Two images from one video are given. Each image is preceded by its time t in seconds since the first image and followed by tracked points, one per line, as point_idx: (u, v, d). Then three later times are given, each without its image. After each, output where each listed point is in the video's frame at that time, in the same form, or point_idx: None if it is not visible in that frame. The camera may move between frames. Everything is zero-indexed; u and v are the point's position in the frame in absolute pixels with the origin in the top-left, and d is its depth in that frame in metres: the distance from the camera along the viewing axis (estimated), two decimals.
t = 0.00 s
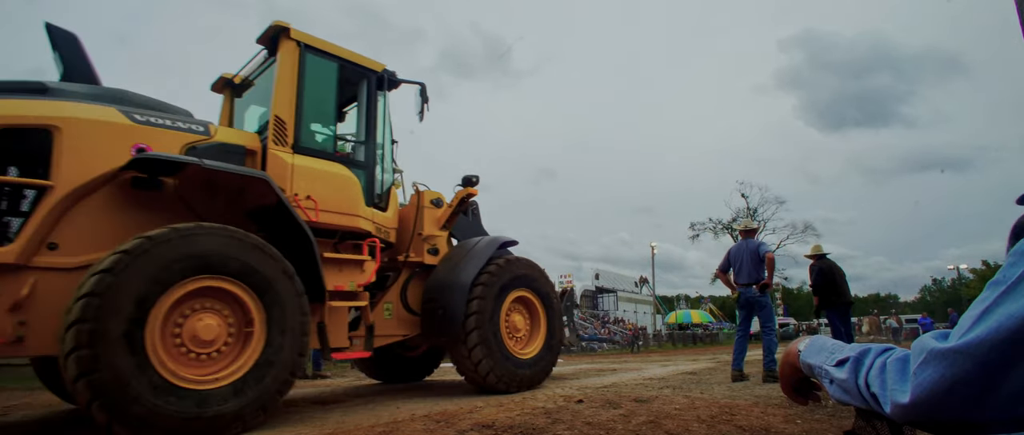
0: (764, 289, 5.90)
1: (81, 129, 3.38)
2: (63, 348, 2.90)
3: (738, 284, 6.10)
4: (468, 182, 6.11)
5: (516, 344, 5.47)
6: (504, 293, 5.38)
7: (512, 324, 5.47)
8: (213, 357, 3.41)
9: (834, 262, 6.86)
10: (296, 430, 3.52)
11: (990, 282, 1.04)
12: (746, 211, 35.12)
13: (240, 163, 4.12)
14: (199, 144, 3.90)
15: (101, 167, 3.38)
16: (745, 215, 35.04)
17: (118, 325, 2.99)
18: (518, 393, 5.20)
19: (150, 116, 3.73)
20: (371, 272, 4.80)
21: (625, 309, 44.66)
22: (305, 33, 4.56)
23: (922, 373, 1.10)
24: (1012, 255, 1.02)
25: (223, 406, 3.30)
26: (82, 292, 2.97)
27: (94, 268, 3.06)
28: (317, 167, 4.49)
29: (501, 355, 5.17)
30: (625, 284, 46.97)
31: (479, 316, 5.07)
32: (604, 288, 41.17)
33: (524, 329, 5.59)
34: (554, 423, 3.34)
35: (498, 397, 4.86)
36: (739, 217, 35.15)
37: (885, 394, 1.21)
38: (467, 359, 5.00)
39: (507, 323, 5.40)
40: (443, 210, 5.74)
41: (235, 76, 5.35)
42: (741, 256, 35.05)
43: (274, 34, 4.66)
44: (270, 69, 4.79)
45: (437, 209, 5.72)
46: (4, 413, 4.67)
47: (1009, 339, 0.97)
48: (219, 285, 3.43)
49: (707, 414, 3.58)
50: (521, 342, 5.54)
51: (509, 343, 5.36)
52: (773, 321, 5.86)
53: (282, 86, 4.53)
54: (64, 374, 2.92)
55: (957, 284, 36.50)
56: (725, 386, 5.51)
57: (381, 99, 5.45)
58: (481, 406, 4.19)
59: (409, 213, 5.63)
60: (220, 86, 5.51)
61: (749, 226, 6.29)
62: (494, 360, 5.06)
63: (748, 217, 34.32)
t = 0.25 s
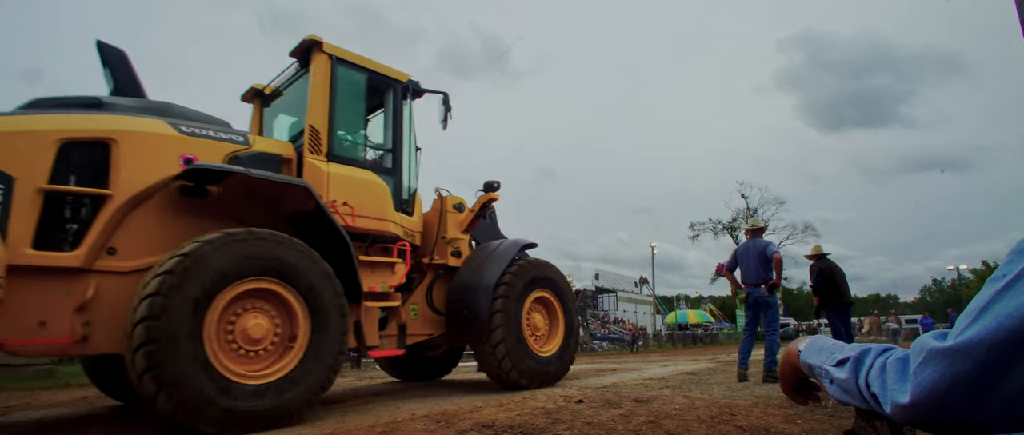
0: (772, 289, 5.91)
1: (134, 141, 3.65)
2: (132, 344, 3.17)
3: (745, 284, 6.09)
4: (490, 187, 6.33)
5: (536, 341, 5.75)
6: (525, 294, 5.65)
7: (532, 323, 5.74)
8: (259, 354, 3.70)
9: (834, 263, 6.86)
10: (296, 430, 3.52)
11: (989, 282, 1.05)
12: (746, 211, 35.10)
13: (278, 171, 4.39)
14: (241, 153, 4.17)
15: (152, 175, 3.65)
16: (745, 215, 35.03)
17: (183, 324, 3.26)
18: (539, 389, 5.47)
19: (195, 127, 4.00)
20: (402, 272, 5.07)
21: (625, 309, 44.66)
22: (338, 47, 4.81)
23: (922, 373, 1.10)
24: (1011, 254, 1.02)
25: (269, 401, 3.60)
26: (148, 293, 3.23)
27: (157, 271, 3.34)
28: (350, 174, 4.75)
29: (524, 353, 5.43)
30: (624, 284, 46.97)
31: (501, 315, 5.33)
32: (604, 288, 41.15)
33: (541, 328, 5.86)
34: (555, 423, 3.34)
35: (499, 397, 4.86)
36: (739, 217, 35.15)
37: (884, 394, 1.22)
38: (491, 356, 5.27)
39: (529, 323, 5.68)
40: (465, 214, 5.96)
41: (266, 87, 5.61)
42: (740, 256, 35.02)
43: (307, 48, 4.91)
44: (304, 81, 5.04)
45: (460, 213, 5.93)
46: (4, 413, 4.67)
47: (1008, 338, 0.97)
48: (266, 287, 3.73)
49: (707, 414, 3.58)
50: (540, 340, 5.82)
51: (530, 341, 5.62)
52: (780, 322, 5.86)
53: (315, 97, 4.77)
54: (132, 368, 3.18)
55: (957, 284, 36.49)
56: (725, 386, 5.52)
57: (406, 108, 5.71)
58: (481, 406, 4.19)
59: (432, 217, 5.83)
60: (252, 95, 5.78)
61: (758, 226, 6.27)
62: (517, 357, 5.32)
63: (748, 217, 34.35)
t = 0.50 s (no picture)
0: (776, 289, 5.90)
1: (188, 150, 3.89)
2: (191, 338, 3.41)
3: (749, 284, 6.08)
4: (512, 194, 6.60)
5: (555, 340, 6.04)
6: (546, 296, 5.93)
7: (552, 323, 6.03)
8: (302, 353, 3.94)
9: (834, 263, 6.86)
10: (296, 429, 3.51)
11: (989, 282, 1.05)
12: (746, 211, 35.08)
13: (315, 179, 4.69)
14: (282, 161, 4.46)
15: (206, 183, 3.91)
16: (745, 214, 35.02)
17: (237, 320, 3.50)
18: (558, 386, 5.75)
19: (239, 137, 4.25)
20: (431, 275, 5.42)
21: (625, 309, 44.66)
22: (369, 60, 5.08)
23: (922, 374, 1.11)
24: (1012, 255, 1.02)
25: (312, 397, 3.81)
26: (208, 290, 3.48)
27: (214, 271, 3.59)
28: (382, 181, 5.04)
29: (544, 351, 5.71)
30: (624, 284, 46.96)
31: (523, 315, 5.60)
32: (604, 288, 41.15)
33: (560, 328, 6.16)
34: (554, 423, 3.34)
35: (499, 397, 4.86)
36: (739, 217, 35.13)
37: (885, 394, 1.22)
38: (514, 354, 5.55)
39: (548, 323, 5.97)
40: (487, 219, 6.19)
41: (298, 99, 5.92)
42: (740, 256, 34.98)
43: (340, 62, 5.18)
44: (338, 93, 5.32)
45: (482, 218, 6.16)
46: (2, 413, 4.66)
47: (1008, 338, 0.97)
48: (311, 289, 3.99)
49: (707, 414, 3.58)
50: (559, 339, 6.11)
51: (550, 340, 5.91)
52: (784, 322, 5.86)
53: (348, 108, 5.03)
54: (190, 360, 3.41)
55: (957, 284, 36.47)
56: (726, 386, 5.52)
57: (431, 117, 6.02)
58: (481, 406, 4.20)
59: (456, 222, 6.06)
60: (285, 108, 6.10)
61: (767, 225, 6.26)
62: (537, 356, 5.61)
63: (747, 216, 34.35)
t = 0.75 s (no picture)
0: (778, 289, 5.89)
1: (238, 160, 4.04)
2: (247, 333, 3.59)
3: (751, 284, 6.08)
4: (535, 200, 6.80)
5: (574, 340, 6.31)
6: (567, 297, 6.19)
7: (572, 323, 6.30)
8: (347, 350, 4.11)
9: (834, 263, 6.86)
10: (296, 429, 3.50)
11: (989, 283, 1.05)
12: (746, 211, 35.07)
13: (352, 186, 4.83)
14: (321, 170, 4.58)
15: (255, 190, 4.04)
16: (745, 214, 35.01)
17: (290, 317, 3.67)
18: (578, 384, 6.00)
19: (281, 147, 4.40)
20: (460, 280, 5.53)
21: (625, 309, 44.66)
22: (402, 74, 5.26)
23: (922, 374, 1.11)
24: (1012, 255, 1.02)
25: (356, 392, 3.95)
26: (263, 289, 3.66)
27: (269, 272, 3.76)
28: (413, 189, 5.24)
29: (564, 350, 5.98)
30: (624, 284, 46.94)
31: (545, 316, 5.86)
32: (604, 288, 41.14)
33: (579, 328, 6.43)
34: (554, 423, 3.34)
35: (499, 397, 4.86)
36: (739, 217, 35.13)
37: (884, 394, 1.22)
38: (536, 352, 5.83)
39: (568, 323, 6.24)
40: (509, 224, 6.39)
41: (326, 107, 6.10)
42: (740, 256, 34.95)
43: (374, 74, 5.37)
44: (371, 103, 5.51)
45: (505, 223, 6.36)
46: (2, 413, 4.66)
47: (1009, 339, 0.97)
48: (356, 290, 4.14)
49: (707, 414, 3.58)
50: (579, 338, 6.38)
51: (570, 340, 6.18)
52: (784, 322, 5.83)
53: (382, 118, 5.22)
54: (245, 353, 3.59)
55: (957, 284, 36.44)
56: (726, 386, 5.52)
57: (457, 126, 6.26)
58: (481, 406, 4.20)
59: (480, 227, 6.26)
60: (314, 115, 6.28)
61: (777, 225, 6.21)
62: (558, 355, 5.88)
63: (747, 216, 34.35)
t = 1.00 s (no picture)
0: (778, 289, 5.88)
1: (283, 168, 4.31)
2: (296, 326, 3.83)
3: (752, 284, 6.09)
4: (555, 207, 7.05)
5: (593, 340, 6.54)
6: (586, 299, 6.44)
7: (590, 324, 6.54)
8: (383, 348, 4.36)
9: (835, 263, 6.86)
10: (296, 430, 3.50)
11: (990, 283, 1.05)
12: (746, 211, 35.08)
13: (385, 192, 5.12)
14: (356, 177, 4.85)
15: (297, 197, 4.31)
16: (745, 214, 35.01)
17: (336, 312, 3.93)
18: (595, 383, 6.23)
19: (320, 156, 4.67)
20: (485, 283, 5.78)
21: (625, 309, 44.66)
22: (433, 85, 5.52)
23: (922, 374, 1.11)
24: (1013, 256, 1.02)
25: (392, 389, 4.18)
26: (313, 285, 3.93)
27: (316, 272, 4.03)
28: (443, 195, 5.49)
29: (583, 350, 6.21)
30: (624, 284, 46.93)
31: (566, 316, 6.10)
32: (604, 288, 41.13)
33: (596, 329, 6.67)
34: (554, 423, 3.34)
35: (499, 397, 4.86)
36: (739, 217, 35.11)
37: (884, 395, 1.22)
38: (557, 351, 6.04)
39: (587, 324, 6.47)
40: (530, 229, 6.64)
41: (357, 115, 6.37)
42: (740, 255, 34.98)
43: (405, 84, 5.63)
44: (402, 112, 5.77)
45: (525, 228, 6.61)
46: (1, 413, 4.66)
47: (1010, 339, 0.97)
48: (394, 292, 4.40)
49: (707, 414, 3.59)
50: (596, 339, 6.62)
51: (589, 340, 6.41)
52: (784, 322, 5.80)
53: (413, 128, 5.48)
54: (293, 345, 3.83)
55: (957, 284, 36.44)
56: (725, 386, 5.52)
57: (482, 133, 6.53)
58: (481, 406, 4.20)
59: (503, 230, 6.50)
60: (344, 122, 6.55)
61: (783, 225, 6.16)
62: (578, 354, 6.11)
63: (747, 216, 34.35)
